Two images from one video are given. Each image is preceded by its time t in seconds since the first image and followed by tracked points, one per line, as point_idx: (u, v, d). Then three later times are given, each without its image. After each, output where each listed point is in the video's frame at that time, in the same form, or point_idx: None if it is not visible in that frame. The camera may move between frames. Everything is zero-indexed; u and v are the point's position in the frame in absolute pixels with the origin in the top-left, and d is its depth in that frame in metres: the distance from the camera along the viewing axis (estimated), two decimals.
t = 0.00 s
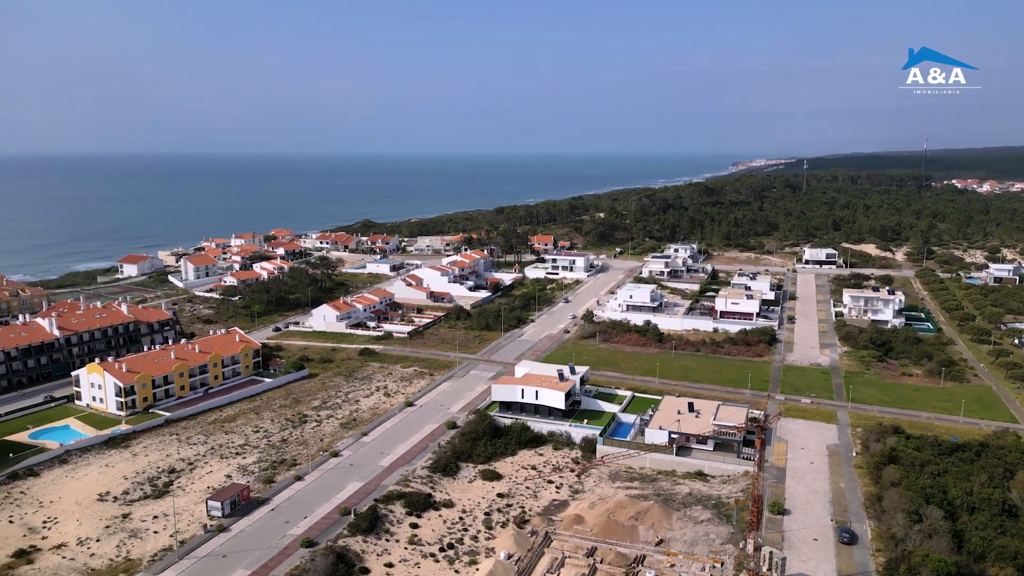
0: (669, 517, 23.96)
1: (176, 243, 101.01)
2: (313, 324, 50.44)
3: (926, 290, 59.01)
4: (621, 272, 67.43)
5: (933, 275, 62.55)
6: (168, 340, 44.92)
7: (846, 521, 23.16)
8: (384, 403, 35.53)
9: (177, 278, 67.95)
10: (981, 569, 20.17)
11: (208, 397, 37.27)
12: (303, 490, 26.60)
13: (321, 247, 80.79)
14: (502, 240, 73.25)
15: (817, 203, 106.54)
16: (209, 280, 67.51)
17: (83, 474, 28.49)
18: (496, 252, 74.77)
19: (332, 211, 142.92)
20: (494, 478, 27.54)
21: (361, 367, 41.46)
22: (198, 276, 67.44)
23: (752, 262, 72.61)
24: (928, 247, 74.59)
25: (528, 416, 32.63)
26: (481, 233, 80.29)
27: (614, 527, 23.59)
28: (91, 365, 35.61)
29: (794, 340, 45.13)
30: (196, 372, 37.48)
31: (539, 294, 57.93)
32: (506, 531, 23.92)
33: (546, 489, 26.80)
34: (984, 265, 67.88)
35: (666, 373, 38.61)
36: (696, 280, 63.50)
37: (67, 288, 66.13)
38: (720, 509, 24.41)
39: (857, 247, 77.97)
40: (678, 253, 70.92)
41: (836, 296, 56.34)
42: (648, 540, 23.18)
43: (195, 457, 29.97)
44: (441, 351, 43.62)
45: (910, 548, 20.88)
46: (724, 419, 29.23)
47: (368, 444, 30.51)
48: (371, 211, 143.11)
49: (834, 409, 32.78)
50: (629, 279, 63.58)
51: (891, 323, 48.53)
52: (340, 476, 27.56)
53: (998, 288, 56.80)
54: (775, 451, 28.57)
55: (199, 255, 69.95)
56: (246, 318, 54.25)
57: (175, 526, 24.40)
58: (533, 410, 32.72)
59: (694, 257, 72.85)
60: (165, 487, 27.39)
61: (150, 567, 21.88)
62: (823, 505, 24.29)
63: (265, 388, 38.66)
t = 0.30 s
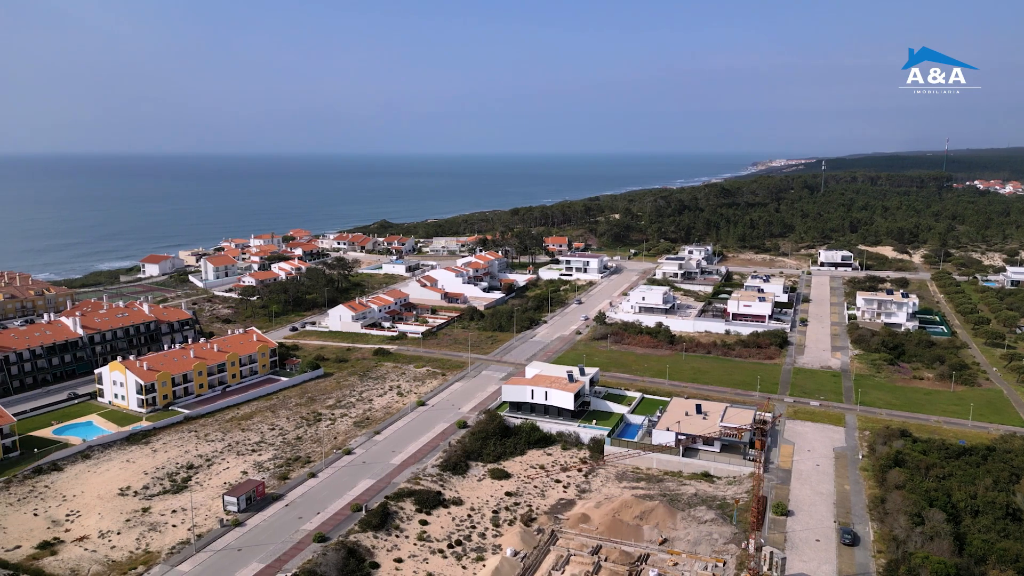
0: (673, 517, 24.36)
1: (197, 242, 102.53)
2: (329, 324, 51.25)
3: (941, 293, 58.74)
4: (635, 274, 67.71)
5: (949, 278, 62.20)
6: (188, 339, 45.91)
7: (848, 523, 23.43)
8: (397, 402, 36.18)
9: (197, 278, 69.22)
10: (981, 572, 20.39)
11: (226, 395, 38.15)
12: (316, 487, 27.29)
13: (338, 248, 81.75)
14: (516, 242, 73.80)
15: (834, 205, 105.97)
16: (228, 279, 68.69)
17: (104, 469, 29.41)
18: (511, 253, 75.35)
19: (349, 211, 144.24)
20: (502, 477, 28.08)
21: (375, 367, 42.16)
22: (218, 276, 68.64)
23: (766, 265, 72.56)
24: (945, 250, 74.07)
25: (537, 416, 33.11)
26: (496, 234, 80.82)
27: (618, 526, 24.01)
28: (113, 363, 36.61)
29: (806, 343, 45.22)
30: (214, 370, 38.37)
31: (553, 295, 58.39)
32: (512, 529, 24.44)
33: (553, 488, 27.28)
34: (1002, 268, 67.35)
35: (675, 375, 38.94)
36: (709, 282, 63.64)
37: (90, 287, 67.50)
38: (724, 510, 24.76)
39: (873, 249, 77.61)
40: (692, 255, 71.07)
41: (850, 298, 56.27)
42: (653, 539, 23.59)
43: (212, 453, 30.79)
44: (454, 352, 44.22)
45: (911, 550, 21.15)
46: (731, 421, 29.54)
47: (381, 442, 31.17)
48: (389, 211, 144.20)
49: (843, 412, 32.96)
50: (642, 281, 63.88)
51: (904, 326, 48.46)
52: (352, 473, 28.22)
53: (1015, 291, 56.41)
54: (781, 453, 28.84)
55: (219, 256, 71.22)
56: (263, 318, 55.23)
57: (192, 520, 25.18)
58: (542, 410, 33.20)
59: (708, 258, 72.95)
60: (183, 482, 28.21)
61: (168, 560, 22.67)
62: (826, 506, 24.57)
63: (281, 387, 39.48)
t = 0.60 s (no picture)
0: (677, 517, 24.75)
1: (217, 242, 104.07)
2: (344, 324, 52.03)
3: (957, 296, 58.36)
4: (648, 275, 67.93)
5: (966, 280, 61.77)
6: (207, 338, 46.90)
7: (851, 525, 23.68)
8: (409, 401, 36.82)
9: (217, 278, 70.43)
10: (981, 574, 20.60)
11: (244, 393, 39.01)
12: (329, 484, 27.96)
13: (355, 249, 82.62)
14: (531, 243, 74.26)
15: (852, 206, 105.24)
16: (247, 279, 69.83)
17: (126, 464, 30.32)
18: (525, 254, 75.80)
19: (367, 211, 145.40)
20: (511, 476, 28.59)
21: (389, 367, 42.83)
22: (237, 276, 69.79)
23: (781, 267, 72.42)
24: (963, 252, 73.46)
25: (547, 416, 33.59)
26: (511, 236, 81.32)
27: (624, 525, 24.43)
28: (134, 361, 37.62)
29: (817, 346, 45.28)
30: (232, 369, 39.24)
31: (566, 297, 58.77)
32: (519, 527, 24.95)
33: (561, 487, 27.74)
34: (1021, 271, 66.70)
35: (685, 377, 39.24)
36: (723, 284, 63.69)
37: (113, 286, 68.96)
38: (728, 510, 25.12)
39: (890, 252, 77.10)
40: (707, 256, 71.14)
41: (864, 301, 56.12)
42: (657, 538, 23.98)
43: (230, 450, 31.60)
44: (466, 352, 44.77)
45: (912, 552, 21.40)
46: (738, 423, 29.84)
47: (393, 440, 31.80)
48: (405, 211, 145.17)
49: (851, 415, 33.11)
50: (655, 283, 64.07)
51: (918, 329, 48.32)
52: (364, 471, 28.88)
53: None
54: (788, 455, 29.09)
55: (238, 256, 72.40)
56: (281, 318, 56.17)
57: (209, 514, 25.95)
58: (552, 411, 33.67)
59: (723, 260, 72.92)
60: (201, 478, 29.02)
61: (185, 553, 23.43)
62: (830, 508, 24.83)
63: (297, 385, 40.27)
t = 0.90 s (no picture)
0: (682, 517, 25.16)
1: (236, 241, 105.56)
2: (359, 323, 52.81)
3: (973, 299, 57.97)
4: (662, 277, 68.13)
5: (982, 284, 61.33)
6: (226, 337, 47.86)
7: (854, 526, 23.93)
8: (422, 401, 37.43)
9: (236, 277, 71.63)
10: None
11: (261, 391, 39.85)
12: (342, 481, 28.63)
13: (372, 249, 83.40)
14: (545, 244, 74.69)
15: (870, 208, 104.49)
16: (266, 279, 70.94)
17: (146, 460, 31.22)
18: (539, 255, 76.24)
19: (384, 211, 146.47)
20: (520, 475, 29.10)
21: (403, 367, 43.49)
22: (255, 276, 70.93)
23: (796, 269, 72.26)
24: (981, 255, 72.83)
25: (557, 417, 34.05)
26: (526, 237, 81.79)
27: (629, 524, 24.87)
28: (155, 360, 38.58)
29: (829, 349, 45.32)
30: (250, 368, 40.09)
31: (579, 298, 59.15)
32: (526, 525, 25.45)
33: (568, 487, 28.20)
34: None
35: (695, 379, 39.52)
36: (737, 286, 63.72)
37: (135, 285, 70.37)
38: (733, 511, 25.47)
39: (907, 254, 76.59)
40: (721, 258, 71.21)
41: (879, 304, 55.95)
42: (661, 537, 24.38)
43: (246, 447, 32.39)
44: (479, 353, 45.32)
45: (914, 554, 21.65)
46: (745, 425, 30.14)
47: (405, 439, 32.41)
48: (422, 211, 146.12)
49: (860, 418, 33.26)
50: (669, 285, 64.25)
51: (932, 332, 48.16)
52: (376, 469, 29.52)
53: None
54: (794, 457, 29.34)
55: (257, 256, 73.55)
56: (298, 318, 57.10)
57: (226, 509, 26.73)
58: (562, 411, 34.13)
59: (737, 262, 72.87)
60: (218, 474, 29.82)
61: (202, 546, 24.21)
62: (834, 510, 25.08)
63: (312, 384, 41.04)
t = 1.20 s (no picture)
0: (687, 517, 25.56)
1: (256, 241, 107.07)
2: (375, 323, 53.58)
3: (990, 303, 57.57)
4: (676, 279, 68.30)
5: (1000, 287, 60.85)
6: (244, 336, 48.82)
7: (857, 528, 24.15)
8: (434, 400, 38.05)
9: (255, 277, 72.80)
10: None
11: (277, 390, 40.69)
12: (354, 478, 29.30)
13: (388, 250, 84.20)
14: (559, 246, 75.11)
15: (889, 210, 103.73)
16: (284, 279, 72.02)
17: (166, 456, 32.12)
18: (554, 256, 76.69)
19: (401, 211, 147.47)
20: (528, 474, 29.61)
21: (417, 366, 44.15)
22: (274, 276, 72.05)
23: (811, 271, 72.08)
24: (1000, 258, 72.18)
25: (566, 417, 34.53)
26: (541, 238, 82.28)
27: (634, 523, 25.28)
28: (175, 358, 39.55)
29: (841, 351, 45.36)
30: (266, 367, 40.92)
31: (592, 300, 59.52)
32: (533, 523, 25.95)
33: (576, 486, 28.67)
34: None
35: (705, 381, 39.79)
36: (751, 288, 63.76)
37: (157, 285, 71.77)
38: (737, 512, 25.81)
39: (925, 257, 76.07)
40: (736, 260, 71.24)
41: (893, 306, 55.77)
42: (666, 537, 24.78)
43: (262, 444, 33.19)
44: (492, 354, 45.87)
45: (915, 556, 21.90)
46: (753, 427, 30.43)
47: (417, 438, 33.03)
48: (439, 211, 147.00)
49: (869, 421, 33.40)
50: (682, 287, 64.41)
51: (946, 336, 47.97)
52: (388, 466, 30.16)
53: None
54: (801, 460, 29.60)
55: (276, 257, 74.69)
56: (314, 317, 58.03)
57: (242, 504, 27.50)
58: (571, 412, 34.59)
59: (752, 264, 72.83)
60: (235, 470, 30.62)
61: (219, 539, 24.98)
62: (838, 511, 25.34)
63: (328, 383, 41.82)
